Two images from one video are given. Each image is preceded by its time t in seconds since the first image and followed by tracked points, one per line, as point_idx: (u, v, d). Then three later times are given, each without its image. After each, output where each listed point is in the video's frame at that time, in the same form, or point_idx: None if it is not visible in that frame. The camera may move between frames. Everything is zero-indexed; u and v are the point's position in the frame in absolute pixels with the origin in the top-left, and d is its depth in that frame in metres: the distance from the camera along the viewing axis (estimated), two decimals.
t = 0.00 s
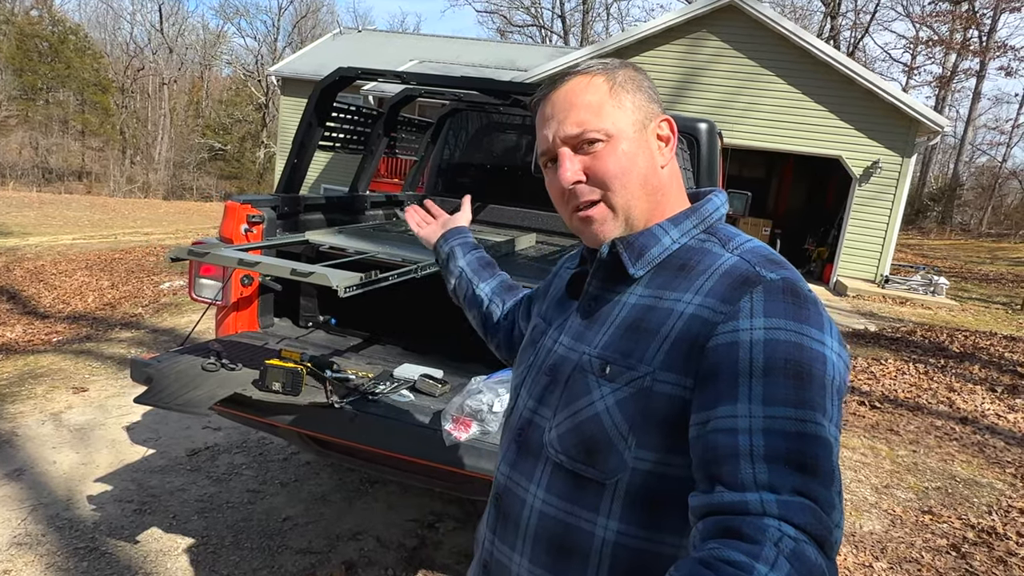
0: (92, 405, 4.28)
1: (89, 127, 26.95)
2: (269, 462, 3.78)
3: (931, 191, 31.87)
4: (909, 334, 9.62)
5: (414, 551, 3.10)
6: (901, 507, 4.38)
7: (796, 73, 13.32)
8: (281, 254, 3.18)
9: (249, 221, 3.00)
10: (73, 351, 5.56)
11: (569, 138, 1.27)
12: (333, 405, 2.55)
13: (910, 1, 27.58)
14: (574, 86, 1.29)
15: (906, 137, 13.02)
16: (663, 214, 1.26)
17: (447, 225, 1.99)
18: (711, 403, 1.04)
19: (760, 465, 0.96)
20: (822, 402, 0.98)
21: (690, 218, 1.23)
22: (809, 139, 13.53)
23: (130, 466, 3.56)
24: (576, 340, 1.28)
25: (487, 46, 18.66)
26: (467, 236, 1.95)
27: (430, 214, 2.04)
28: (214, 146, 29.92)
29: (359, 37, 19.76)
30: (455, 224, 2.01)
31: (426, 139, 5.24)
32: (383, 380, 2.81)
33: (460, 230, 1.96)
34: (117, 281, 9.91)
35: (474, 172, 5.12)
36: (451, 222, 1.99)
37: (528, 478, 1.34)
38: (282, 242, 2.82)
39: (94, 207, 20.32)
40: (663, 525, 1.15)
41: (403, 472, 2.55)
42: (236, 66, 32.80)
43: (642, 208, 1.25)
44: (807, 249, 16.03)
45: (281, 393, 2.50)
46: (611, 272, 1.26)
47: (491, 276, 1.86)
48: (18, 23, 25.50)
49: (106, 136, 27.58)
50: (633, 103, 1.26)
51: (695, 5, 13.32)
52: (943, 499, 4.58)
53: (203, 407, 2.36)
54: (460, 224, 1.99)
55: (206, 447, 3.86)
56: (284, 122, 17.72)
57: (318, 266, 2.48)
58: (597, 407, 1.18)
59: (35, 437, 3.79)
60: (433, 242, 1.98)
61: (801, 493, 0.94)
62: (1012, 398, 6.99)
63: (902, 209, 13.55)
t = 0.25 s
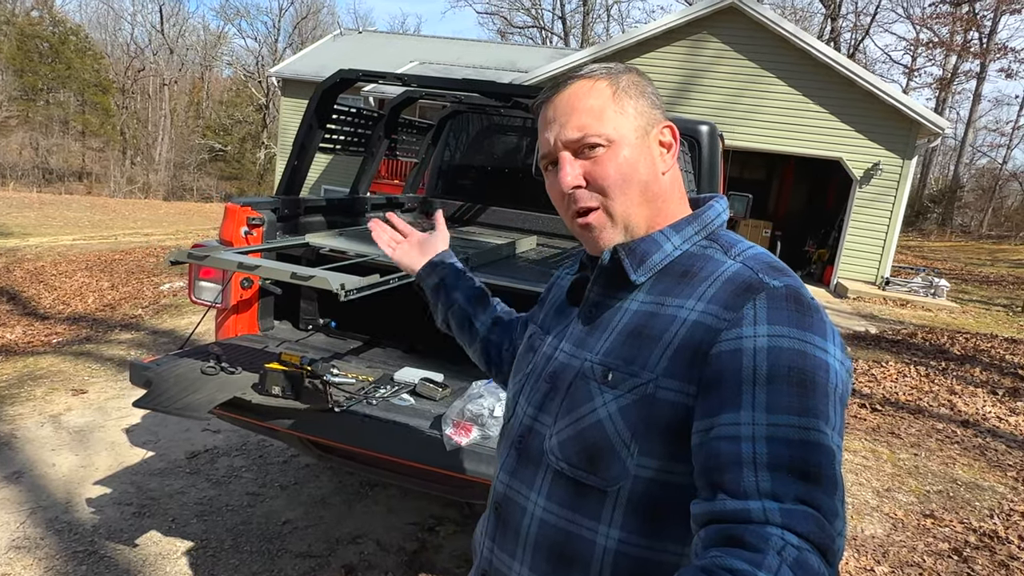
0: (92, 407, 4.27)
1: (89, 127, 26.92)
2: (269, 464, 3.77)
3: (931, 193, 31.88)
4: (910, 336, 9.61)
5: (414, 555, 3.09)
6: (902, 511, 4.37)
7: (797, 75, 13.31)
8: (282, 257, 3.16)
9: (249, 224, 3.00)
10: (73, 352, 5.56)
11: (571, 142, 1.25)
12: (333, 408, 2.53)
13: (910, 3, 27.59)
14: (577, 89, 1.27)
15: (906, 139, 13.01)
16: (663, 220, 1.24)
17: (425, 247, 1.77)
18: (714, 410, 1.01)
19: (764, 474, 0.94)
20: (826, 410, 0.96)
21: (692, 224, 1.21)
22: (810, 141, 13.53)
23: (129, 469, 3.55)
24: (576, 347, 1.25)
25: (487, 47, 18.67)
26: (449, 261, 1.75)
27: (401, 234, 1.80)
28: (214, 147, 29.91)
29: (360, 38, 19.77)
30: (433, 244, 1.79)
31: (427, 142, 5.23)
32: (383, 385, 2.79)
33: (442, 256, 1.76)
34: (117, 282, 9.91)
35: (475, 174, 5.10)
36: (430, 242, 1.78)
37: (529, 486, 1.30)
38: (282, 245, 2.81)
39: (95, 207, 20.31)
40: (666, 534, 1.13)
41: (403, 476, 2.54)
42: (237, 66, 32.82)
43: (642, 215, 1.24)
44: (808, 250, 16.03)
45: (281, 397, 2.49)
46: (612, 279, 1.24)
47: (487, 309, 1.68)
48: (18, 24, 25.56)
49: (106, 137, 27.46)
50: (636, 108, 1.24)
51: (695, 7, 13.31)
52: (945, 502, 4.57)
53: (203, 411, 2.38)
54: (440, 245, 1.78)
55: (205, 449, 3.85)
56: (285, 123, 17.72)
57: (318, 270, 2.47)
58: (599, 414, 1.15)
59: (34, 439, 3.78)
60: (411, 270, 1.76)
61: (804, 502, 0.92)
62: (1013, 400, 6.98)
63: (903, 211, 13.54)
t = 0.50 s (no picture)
0: (93, 410, 4.27)
1: (92, 130, 26.88)
2: (269, 468, 3.77)
3: (934, 195, 31.80)
4: (913, 339, 9.59)
5: (415, 558, 3.08)
6: (904, 515, 4.35)
7: (799, 77, 13.29)
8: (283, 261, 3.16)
9: (249, 226, 2.99)
10: (74, 355, 5.55)
11: (576, 138, 1.24)
12: (334, 412, 2.52)
13: (913, 6, 27.60)
14: (587, 86, 1.26)
15: (909, 142, 12.99)
16: (660, 223, 1.24)
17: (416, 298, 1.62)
18: (707, 414, 1.01)
19: (756, 479, 0.94)
20: (818, 415, 0.96)
21: (687, 228, 1.22)
22: (812, 143, 13.51)
23: (129, 472, 3.55)
24: (571, 350, 1.25)
25: (489, 49, 18.69)
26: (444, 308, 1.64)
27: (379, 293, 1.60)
28: (217, 149, 29.87)
29: (362, 41, 19.80)
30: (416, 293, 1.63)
31: (428, 144, 5.23)
32: (384, 389, 2.79)
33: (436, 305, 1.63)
34: (118, 284, 9.91)
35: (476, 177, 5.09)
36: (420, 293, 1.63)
37: (523, 489, 1.31)
38: (282, 248, 2.80)
39: (97, 209, 20.32)
40: (659, 537, 1.12)
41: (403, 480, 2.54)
42: (239, 69, 32.89)
43: (639, 215, 1.23)
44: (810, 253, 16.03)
45: (280, 401, 2.49)
46: (607, 283, 1.24)
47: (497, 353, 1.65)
48: (22, 26, 25.84)
49: (109, 139, 27.37)
50: (643, 109, 1.24)
51: (697, 9, 13.32)
52: (948, 506, 4.55)
53: (202, 415, 2.34)
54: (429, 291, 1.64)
55: (206, 452, 3.85)
56: (287, 125, 17.73)
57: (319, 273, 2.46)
58: (592, 418, 1.14)
59: (34, 442, 3.78)
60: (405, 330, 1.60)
61: (796, 507, 0.92)
62: (1017, 404, 6.95)
63: (905, 214, 13.51)
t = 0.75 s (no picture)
0: (96, 413, 4.26)
1: (97, 133, 26.95)
2: (272, 472, 3.75)
3: (939, 199, 31.69)
4: (919, 344, 9.54)
5: (418, 564, 3.05)
6: (912, 521, 4.31)
7: (804, 80, 13.27)
8: (286, 263, 3.14)
9: (253, 230, 2.96)
10: (77, 358, 5.55)
11: (586, 127, 1.24)
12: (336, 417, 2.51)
13: (917, 9, 27.55)
14: (602, 79, 1.26)
15: (914, 145, 12.93)
16: (662, 222, 1.25)
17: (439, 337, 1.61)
18: (704, 414, 1.00)
19: (752, 480, 0.93)
20: (814, 417, 0.95)
21: (687, 229, 1.22)
22: (816, 147, 13.47)
23: (132, 476, 3.53)
24: (569, 349, 1.25)
25: (493, 53, 18.72)
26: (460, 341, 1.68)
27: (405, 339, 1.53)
28: (221, 153, 30.00)
29: (366, 45, 19.83)
30: (433, 331, 1.61)
31: (432, 147, 5.22)
32: (387, 393, 2.77)
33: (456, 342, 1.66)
34: (122, 287, 9.91)
35: (480, 180, 5.08)
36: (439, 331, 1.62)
37: (520, 489, 1.30)
38: (287, 251, 2.79)
39: (102, 212, 20.36)
40: (654, 537, 1.11)
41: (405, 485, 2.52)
42: (244, 73, 32.99)
43: (642, 211, 1.24)
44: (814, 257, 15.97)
45: (282, 405, 2.48)
46: (605, 281, 1.24)
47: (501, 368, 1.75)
48: (28, 30, 25.89)
49: (114, 143, 27.46)
50: (656, 106, 1.23)
51: (701, 13, 13.33)
52: (956, 513, 4.50)
53: (203, 420, 2.32)
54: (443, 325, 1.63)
55: (208, 456, 3.83)
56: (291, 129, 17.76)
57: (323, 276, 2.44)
58: (589, 416, 1.14)
59: (37, 445, 3.76)
60: (435, 373, 1.60)
61: (791, 508, 0.91)
62: None
63: (911, 218, 13.44)
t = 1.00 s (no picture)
0: (97, 417, 4.23)
1: (104, 138, 27.05)
2: (274, 477, 3.71)
3: (946, 203, 31.52)
4: (927, 348, 9.45)
5: (421, 570, 3.01)
6: (923, 529, 4.24)
7: (810, 84, 13.23)
8: (288, 266, 3.11)
9: (254, 231, 2.95)
10: (80, 361, 5.53)
11: (589, 113, 1.24)
12: (336, 421, 2.48)
13: (924, 13, 27.44)
14: (609, 65, 1.26)
15: (921, 149, 12.86)
16: (658, 214, 1.24)
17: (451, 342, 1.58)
18: (694, 403, 0.99)
19: (742, 467, 0.92)
20: (805, 408, 0.94)
21: (681, 220, 1.21)
22: (822, 151, 13.41)
23: (132, 480, 3.50)
24: (564, 340, 1.24)
25: (497, 57, 18.73)
26: (472, 346, 1.64)
27: (418, 346, 1.51)
28: (228, 158, 29.90)
29: (372, 49, 19.88)
30: (445, 335, 1.56)
31: (436, 149, 5.19)
32: (389, 397, 2.74)
33: (469, 348, 1.62)
34: (127, 291, 9.91)
35: (484, 183, 5.05)
36: (451, 335, 1.58)
37: (513, 478, 1.29)
38: (288, 253, 2.76)
39: (108, 216, 20.43)
40: (645, 525, 1.10)
41: (406, 490, 2.47)
42: (250, 77, 33.09)
43: (641, 198, 1.23)
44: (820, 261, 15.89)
45: (283, 409, 2.42)
46: (600, 272, 1.24)
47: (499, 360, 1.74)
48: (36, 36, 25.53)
49: (120, 147, 27.62)
50: (660, 97, 1.23)
51: (707, 17, 13.31)
52: (967, 520, 4.43)
53: (202, 424, 2.31)
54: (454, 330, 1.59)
55: (210, 460, 3.80)
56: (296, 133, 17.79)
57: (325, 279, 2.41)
58: (581, 405, 1.13)
59: (37, 448, 3.74)
60: (447, 381, 1.57)
61: (780, 497, 0.90)
62: None
63: (917, 222, 13.35)
